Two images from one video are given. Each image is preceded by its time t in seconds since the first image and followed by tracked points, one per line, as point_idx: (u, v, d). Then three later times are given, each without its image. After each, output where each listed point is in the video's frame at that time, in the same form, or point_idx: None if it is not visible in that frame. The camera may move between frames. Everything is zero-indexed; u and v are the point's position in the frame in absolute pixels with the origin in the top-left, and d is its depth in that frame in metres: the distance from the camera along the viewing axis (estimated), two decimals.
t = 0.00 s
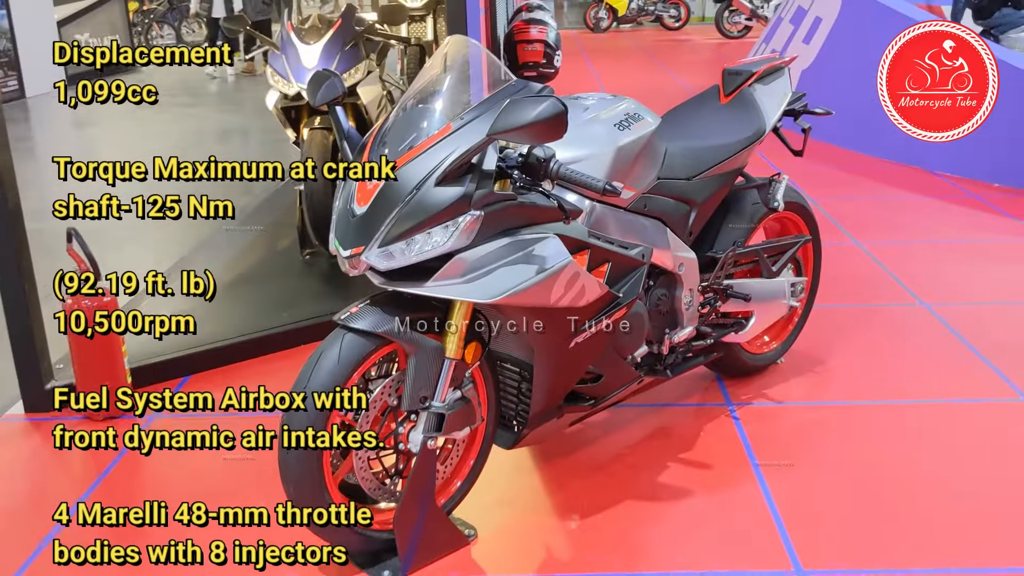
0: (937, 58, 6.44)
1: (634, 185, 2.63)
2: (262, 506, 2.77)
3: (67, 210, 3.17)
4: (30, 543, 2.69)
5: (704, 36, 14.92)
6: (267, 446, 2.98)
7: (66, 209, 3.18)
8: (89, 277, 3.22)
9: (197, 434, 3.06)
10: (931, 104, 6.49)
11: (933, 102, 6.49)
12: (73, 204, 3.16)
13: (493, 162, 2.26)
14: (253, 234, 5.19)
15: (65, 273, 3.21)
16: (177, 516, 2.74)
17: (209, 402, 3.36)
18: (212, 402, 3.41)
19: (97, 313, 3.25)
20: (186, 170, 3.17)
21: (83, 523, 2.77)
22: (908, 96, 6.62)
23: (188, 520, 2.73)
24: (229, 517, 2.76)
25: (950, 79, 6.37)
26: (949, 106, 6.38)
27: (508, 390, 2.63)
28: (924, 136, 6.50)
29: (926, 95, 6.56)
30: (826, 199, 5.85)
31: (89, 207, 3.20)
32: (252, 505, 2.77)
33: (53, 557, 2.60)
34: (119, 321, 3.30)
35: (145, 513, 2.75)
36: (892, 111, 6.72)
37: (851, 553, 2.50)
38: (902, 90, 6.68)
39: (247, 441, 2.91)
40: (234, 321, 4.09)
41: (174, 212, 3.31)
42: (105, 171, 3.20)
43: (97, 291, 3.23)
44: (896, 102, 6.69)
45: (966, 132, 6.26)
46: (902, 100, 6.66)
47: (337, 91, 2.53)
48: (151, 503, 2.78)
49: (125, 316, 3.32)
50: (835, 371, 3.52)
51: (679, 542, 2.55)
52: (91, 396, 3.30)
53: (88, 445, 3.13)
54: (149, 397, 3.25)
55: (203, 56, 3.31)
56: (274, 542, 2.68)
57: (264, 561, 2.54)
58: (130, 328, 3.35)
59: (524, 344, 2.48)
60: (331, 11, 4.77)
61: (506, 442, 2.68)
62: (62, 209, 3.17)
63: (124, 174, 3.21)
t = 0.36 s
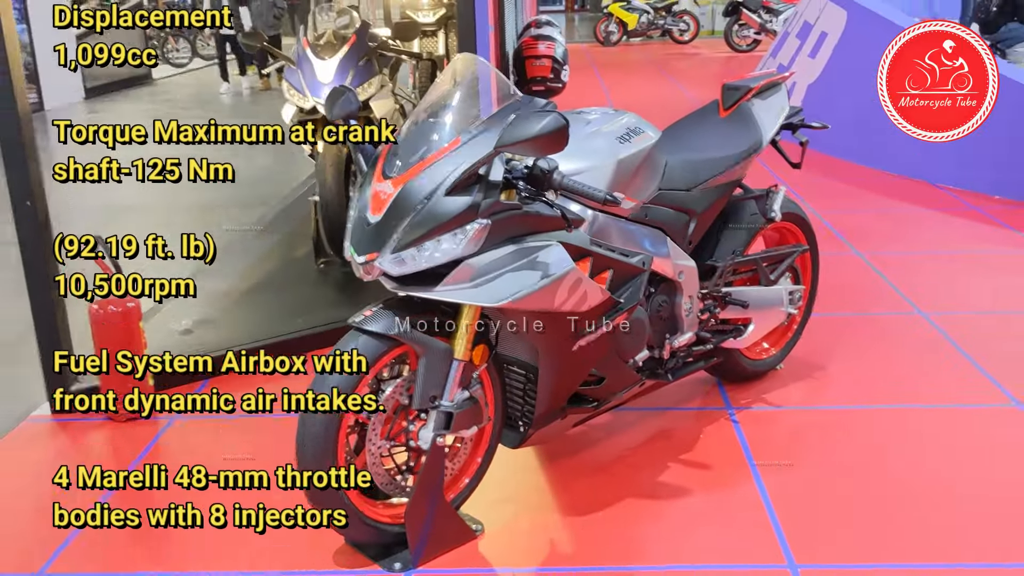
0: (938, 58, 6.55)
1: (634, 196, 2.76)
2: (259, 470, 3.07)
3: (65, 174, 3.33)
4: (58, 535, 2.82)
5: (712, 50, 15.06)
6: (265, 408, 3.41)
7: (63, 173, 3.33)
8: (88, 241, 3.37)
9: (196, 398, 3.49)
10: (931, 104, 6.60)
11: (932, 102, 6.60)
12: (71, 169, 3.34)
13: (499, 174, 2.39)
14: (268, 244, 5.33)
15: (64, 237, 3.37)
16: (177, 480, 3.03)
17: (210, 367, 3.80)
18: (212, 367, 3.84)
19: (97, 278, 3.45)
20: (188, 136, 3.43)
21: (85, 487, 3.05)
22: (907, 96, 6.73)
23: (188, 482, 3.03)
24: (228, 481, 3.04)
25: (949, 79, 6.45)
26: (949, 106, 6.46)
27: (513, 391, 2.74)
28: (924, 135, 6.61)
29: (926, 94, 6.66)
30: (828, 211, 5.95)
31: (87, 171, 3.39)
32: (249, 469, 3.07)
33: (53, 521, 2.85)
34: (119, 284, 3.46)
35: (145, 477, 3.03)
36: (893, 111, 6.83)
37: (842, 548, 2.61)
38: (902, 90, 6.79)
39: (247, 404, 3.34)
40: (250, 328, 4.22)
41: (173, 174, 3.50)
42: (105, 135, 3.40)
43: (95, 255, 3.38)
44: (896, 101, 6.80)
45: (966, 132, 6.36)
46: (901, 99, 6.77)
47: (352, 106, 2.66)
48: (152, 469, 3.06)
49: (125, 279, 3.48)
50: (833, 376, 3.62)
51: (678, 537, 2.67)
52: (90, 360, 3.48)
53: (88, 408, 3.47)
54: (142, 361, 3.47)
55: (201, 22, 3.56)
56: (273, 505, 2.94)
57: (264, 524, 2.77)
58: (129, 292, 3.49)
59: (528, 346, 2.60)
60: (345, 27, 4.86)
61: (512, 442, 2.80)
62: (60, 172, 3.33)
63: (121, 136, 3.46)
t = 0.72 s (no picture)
0: (938, 58, 6.67)
1: (654, 201, 2.84)
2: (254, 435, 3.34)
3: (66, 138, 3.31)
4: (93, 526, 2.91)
5: (729, 58, 15.12)
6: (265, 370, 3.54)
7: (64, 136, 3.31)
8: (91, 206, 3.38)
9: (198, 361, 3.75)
10: (931, 104, 6.72)
11: (933, 102, 6.71)
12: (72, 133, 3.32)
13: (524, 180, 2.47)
14: (292, 251, 5.44)
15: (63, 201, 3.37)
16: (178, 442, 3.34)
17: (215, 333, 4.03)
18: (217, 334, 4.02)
19: (97, 242, 3.43)
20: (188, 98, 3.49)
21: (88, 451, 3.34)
22: (906, 96, 6.87)
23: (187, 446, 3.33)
24: (228, 445, 3.34)
25: (949, 79, 6.56)
26: (949, 106, 6.57)
27: (537, 393, 2.81)
28: (924, 135, 6.74)
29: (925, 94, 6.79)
30: (845, 218, 5.99)
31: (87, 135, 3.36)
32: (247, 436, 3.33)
33: (54, 484, 3.12)
34: (119, 248, 3.47)
35: (145, 441, 3.34)
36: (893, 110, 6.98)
37: (856, 545, 2.67)
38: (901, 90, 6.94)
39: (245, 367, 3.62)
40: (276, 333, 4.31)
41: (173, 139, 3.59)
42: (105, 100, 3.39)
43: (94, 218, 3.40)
44: (896, 101, 6.95)
45: (965, 131, 6.47)
46: (901, 99, 6.92)
47: (381, 113, 2.76)
48: (151, 434, 3.37)
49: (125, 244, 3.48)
50: (850, 380, 3.67)
51: (696, 534, 2.73)
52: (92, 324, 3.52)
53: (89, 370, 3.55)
54: (145, 326, 3.42)
55: None
56: (274, 467, 3.22)
57: (265, 485, 3.03)
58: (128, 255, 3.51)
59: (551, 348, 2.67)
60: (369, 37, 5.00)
61: (535, 441, 2.87)
62: (60, 136, 3.31)
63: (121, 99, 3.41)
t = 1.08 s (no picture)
0: (937, 59, 6.90)
1: (640, 205, 2.94)
2: (255, 400, 3.60)
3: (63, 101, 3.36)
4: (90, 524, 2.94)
5: (701, 67, 15.36)
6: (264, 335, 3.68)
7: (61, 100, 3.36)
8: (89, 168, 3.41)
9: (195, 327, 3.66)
10: (931, 104, 6.79)
11: (932, 102, 6.79)
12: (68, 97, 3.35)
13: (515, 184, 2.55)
14: (276, 256, 5.48)
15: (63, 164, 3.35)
16: (178, 407, 3.60)
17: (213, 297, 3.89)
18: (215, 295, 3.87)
19: (97, 206, 3.44)
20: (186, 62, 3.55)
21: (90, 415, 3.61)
22: (906, 95, 6.91)
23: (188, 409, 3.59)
24: (228, 408, 3.60)
25: (950, 80, 6.74)
26: (950, 105, 6.66)
27: (527, 391, 2.89)
28: (923, 135, 6.74)
29: (925, 94, 6.88)
30: (819, 223, 6.13)
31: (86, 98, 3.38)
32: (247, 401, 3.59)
33: (54, 448, 3.34)
34: (119, 213, 3.48)
35: (145, 405, 3.53)
36: (892, 109, 6.99)
37: (838, 535, 2.77)
38: (901, 90, 6.98)
39: (247, 331, 3.63)
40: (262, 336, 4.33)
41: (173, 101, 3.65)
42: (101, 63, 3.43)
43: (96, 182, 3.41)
44: (895, 101, 6.97)
45: (966, 131, 6.50)
46: (901, 99, 6.94)
47: (374, 118, 2.82)
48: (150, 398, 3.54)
49: (125, 208, 3.50)
50: (827, 378, 3.79)
51: (683, 526, 2.82)
52: (92, 288, 3.50)
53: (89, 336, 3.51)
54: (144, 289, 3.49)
55: None
56: (274, 431, 3.51)
57: (264, 449, 3.26)
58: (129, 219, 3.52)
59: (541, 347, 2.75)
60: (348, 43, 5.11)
61: (525, 438, 2.94)
62: (59, 100, 3.36)
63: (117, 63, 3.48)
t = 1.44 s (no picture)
0: (937, 59, 6.96)
1: (628, 202, 3.02)
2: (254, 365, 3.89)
3: (65, 65, 3.54)
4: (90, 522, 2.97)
5: (674, 69, 15.53)
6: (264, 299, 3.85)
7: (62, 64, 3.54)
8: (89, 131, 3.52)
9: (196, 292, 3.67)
10: (931, 104, 6.79)
11: (932, 102, 6.79)
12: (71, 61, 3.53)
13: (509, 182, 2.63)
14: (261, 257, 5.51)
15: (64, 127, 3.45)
16: (177, 370, 3.77)
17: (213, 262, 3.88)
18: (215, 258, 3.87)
19: (97, 169, 3.51)
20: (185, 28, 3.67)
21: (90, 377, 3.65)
22: (906, 95, 6.87)
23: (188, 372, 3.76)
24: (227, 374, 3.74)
25: (951, 80, 6.82)
26: (952, 105, 6.69)
27: (521, 384, 2.96)
28: (923, 135, 6.72)
29: (925, 94, 6.87)
30: (794, 221, 6.27)
31: (88, 63, 3.53)
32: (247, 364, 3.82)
33: (54, 412, 3.57)
34: (119, 175, 3.56)
35: (144, 369, 3.60)
36: (891, 109, 6.95)
37: (823, 518, 2.88)
38: (900, 90, 6.95)
39: (246, 295, 3.79)
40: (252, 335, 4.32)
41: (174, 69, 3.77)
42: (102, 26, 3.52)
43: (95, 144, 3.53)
44: (895, 101, 6.93)
45: (966, 131, 6.51)
46: (900, 99, 6.90)
47: (369, 119, 2.88)
48: (150, 361, 3.63)
49: (125, 172, 3.58)
50: (808, 370, 3.90)
51: (674, 513, 2.91)
52: (91, 252, 3.47)
53: (89, 299, 3.51)
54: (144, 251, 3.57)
55: None
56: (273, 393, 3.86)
57: (265, 413, 3.56)
58: (128, 182, 3.60)
59: (534, 341, 2.82)
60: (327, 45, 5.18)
61: (518, 431, 3.01)
62: (61, 63, 3.54)
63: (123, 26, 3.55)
